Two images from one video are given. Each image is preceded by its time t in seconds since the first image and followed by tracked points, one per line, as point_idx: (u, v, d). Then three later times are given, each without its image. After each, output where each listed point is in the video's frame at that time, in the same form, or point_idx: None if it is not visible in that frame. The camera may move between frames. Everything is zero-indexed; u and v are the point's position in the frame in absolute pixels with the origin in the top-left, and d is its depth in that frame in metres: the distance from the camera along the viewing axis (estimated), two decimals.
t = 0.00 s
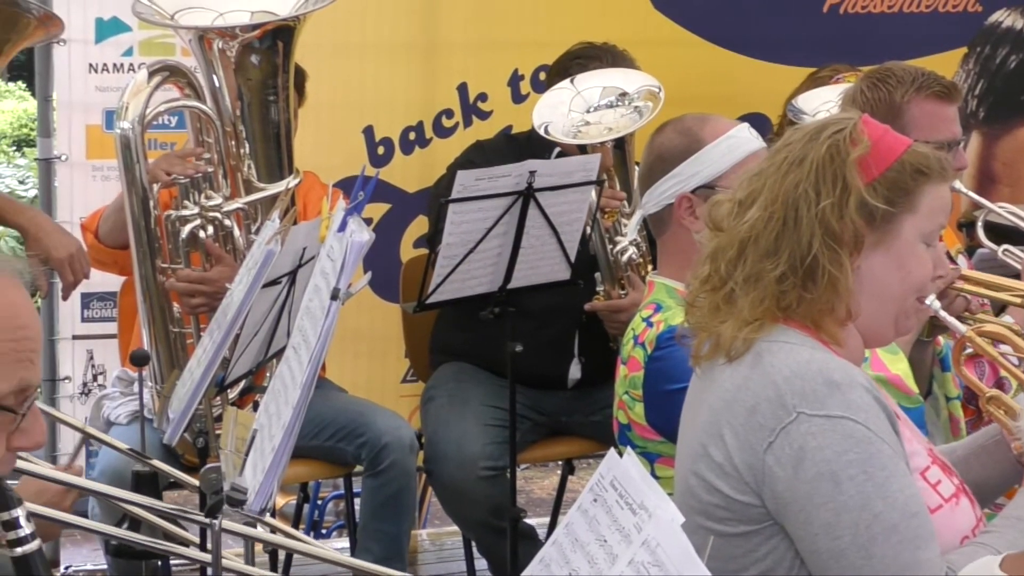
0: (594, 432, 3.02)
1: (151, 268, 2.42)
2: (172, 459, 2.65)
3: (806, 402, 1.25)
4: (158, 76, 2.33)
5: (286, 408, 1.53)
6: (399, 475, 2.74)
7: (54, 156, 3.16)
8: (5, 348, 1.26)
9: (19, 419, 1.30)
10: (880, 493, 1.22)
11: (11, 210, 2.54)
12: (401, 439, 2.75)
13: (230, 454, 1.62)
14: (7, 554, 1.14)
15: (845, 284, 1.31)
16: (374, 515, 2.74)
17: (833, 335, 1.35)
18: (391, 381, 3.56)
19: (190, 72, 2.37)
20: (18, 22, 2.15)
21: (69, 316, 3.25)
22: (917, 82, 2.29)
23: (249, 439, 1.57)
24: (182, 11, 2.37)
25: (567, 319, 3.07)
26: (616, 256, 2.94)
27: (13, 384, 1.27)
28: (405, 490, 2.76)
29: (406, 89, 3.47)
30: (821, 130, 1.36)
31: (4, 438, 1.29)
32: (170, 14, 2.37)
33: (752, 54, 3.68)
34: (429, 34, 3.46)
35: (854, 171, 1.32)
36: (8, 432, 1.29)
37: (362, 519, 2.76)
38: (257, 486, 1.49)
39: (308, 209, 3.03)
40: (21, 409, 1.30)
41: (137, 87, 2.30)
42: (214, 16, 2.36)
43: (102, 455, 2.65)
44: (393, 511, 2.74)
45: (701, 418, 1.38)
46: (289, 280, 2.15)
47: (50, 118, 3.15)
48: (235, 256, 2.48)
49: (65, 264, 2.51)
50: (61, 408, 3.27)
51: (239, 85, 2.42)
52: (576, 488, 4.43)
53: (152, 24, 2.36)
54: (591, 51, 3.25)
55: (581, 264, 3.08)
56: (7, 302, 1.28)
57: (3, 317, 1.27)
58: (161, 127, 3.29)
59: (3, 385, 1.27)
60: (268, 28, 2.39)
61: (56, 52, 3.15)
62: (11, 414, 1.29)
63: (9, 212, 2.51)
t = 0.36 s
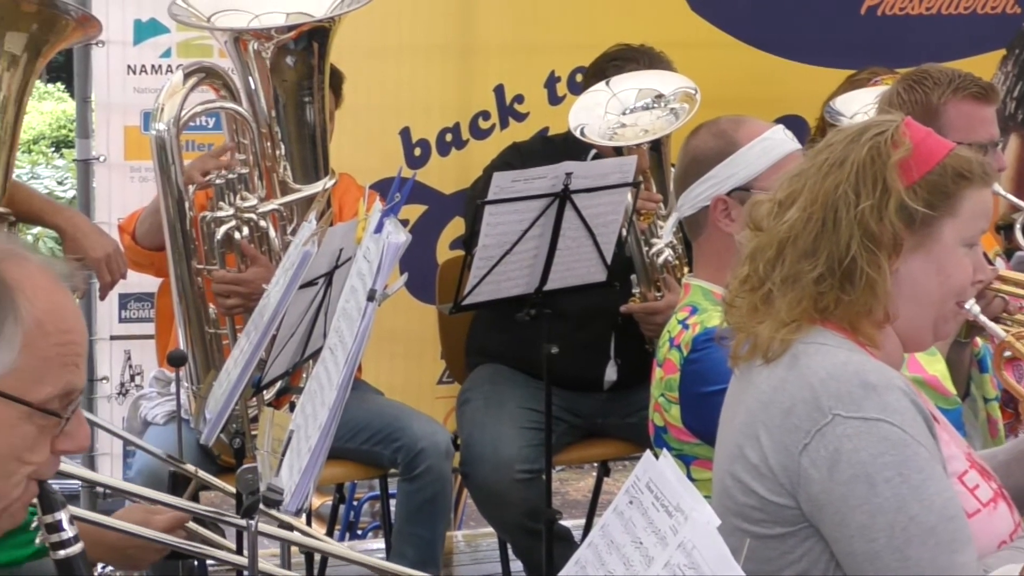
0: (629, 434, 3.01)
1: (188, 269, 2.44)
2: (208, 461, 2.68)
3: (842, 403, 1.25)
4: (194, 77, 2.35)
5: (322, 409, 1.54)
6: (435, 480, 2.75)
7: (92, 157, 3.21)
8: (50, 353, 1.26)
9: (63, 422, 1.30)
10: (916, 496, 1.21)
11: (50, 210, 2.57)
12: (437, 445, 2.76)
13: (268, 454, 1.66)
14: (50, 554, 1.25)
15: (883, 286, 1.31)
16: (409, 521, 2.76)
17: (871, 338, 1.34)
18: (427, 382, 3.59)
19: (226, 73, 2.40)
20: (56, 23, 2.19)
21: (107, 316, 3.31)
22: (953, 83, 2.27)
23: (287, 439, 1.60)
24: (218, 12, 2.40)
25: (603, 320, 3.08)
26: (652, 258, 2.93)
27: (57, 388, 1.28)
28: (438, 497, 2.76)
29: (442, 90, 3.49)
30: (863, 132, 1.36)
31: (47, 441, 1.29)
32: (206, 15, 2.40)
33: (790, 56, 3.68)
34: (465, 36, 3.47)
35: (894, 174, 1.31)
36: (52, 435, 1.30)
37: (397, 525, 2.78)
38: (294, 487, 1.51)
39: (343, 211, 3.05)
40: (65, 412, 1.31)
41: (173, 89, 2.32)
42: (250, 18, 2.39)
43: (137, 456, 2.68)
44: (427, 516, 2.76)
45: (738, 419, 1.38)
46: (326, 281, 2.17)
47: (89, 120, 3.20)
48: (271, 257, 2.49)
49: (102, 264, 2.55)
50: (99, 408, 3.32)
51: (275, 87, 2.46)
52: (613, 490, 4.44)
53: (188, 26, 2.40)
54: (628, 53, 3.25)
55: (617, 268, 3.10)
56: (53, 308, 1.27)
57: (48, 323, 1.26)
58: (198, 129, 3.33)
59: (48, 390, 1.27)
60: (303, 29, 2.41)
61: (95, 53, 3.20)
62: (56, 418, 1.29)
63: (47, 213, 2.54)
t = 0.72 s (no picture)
0: (666, 436, 3.00)
1: (226, 270, 2.44)
2: (245, 461, 2.71)
3: (880, 409, 1.24)
4: (234, 78, 2.34)
5: (361, 411, 1.55)
6: (471, 484, 2.76)
7: (129, 158, 3.27)
8: (112, 357, 1.22)
9: (123, 427, 1.25)
10: (955, 502, 1.21)
11: (88, 210, 2.62)
12: (473, 449, 2.78)
13: (303, 454, 1.70)
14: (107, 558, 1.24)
15: (922, 292, 1.30)
16: (444, 524, 2.78)
17: (910, 343, 1.34)
18: (463, 383, 3.61)
19: (265, 74, 2.40)
20: (96, 24, 2.22)
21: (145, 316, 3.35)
22: (981, 81, 2.27)
23: (323, 440, 1.65)
24: (258, 13, 2.41)
25: (639, 322, 3.09)
26: (687, 259, 2.92)
27: (118, 394, 1.23)
28: (475, 500, 2.78)
29: (481, 92, 3.51)
30: (903, 135, 1.35)
31: (107, 446, 1.24)
32: (245, 16, 2.42)
33: (829, 58, 3.69)
34: (502, 37, 3.49)
35: (934, 178, 1.30)
36: (112, 440, 1.24)
37: (432, 527, 2.80)
38: (329, 489, 1.55)
39: (381, 212, 3.06)
40: (124, 418, 1.25)
41: (212, 89, 2.32)
42: (289, 19, 2.41)
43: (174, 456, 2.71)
44: (462, 521, 2.77)
45: (776, 422, 1.38)
46: (362, 283, 2.18)
47: (127, 121, 3.26)
48: (308, 258, 2.52)
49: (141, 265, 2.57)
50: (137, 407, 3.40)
51: (314, 88, 2.48)
52: (649, 491, 4.46)
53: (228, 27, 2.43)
54: (664, 54, 3.25)
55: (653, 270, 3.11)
56: (115, 311, 1.22)
57: (111, 327, 1.21)
58: (236, 130, 3.37)
59: (109, 394, 1.22)
60: (343, 31, 2.43)
61: (133, 55, 3.24)
62: (116, 423, 1.23)
63: (86, 213, 2.58)
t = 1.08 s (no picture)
0: (701, 438, 2.99)
1: (263, 270, 2.46)
2: (280, 462, 2.72)
3: (915, 410, 1.23)
4: (272, 79, 2.36)
5: (395, 411, 1.56)
6: (506, 480, 2.76)
7: (166, 160, 3.31)
8: (148, 357, 1.14)
9: (161, 427, 1.18)
10: (992, 502, 1.19)
11: (125, 211, 2.65)
12: (508, 444, 2.78)
13: (339, 454, 1.71)
14: (151, 557, 1.24)
15: (954, 293, 1.29)
16: (480, 521, 2.78)
17: (943, 343, 1.33)
18: (498, 384, 3.62)
19: (303, 76, 2.42)
20: (133, 26, 2.25)
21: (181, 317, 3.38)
22: None
23: (359, 441, 1.64)
24: (295, 15, 2.45)
25: (674, 324, 3.09)
26: (721, 262, 2.93)
27: (156, 393, 1.15)
28: (512, 494, 2.78)
29: (517, 93, 3.52)
30: (930, 136, 1.34)
31: (148, 445, 1.17)
32: (283, 18, 2.45)
33: (864, 60, 3.73)
34: (537, 39, 3.50)
35: (963, 179, 1.28)
36: (151, 440, 1.17)
37: (468, 524, 2.80)
38: (365, 489, 1.55)
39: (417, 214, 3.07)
40: (164, 417, 1.18)
41: (251, 90, 2.33)
42: (327, 20, 2.44)
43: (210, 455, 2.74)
44: (498, 517, 2.78)
45: (810, 425, 1.38)
46: (398, 284, 2.19)
47: (163, 122, 3.31)
48: (345, 259, 2.52)
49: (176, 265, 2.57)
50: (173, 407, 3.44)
51: (352, 89, 2.49)
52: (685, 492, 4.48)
53: (265, 28, 2.46)
54: (697, 54, 3.23)
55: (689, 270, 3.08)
56: (150, 310, 1.15)
57: (147, 326, 1.14)
58: (273, 131, 3.39)
59: (147, 394, 1.15)
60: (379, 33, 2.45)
61: (170, 56, 3.27)
62: (154, 423, 1.16)
63: (123, 214, 2.61)
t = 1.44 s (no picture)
0: (736, 441, 2.98)
1: (299, 271, 2.48)
2: (316, 463, 2.73)
3: (946, 413, 1.26)
4: (307, 81, 2.39)
5: (431, 412, 1.55)
6: (541, 487, 2.74)
7: (203, 161, 3.33)
8: (164, 346, 1.13)
9: (180, 414, 1.16)
10: None
11: (161, 211, 2.68)
12: (543, 451, 2.77)
13: (374, 456, 1.68)
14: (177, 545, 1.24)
15: (983, 293, 1.30)
16: (513, 527, 2.76)
17: (974, 345, 1.34)
18: (534, 386, 3.63)
19: (338, 77, 2.44)
20: (169, 26, 2.27)
21: (217, 319, 3.41)
22: None
23: (395, 442, 1.62)
24: (331, 16, 2.49)
25: (708, 326, 3.07)
26: (756, 264, 2.92)
27: (174, 381, 1.14)
28: (546, 500, 2.77)
29: (552, 95, 3.54)
30: (956, 138, 1.35)
31: (168, 433, 1.15)
32: (320, 19, 2.49)
33: (900, 61, 3.71)
34: (573, 40, 3.52)
35: (989, 179, 1.29)
36: (171, 429, 1.16)
37: (501, 529, 2.78)
38: (401, 490, 1.54)
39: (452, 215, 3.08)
40: (182, 405, 1.16)
41: (286, 91, 2.37)
42: (363, 22, 2.46)
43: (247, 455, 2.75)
44: (532, 523, 2.76)
45: (840, 430, 1.41)
46: (434, 285, 2.21)
47: (201, 123, 3.32)
48: (381, 260, 2.51)
49: (214, 265, 2.64)
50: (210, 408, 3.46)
51: (388, 91, 2.49)
52: (720, 496, 4.50)
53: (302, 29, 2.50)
54: (734, 57, 3.21)
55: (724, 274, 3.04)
56: (163, 299, 1.13)
57: (161, 314, 1.12)
58: (309, 132, 3.41)
59: (164, 382, 1.13)
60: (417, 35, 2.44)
61: (207, 58, 3.30)
62: (172, 410, 1.15)
63: (160, 214, 2.64)
